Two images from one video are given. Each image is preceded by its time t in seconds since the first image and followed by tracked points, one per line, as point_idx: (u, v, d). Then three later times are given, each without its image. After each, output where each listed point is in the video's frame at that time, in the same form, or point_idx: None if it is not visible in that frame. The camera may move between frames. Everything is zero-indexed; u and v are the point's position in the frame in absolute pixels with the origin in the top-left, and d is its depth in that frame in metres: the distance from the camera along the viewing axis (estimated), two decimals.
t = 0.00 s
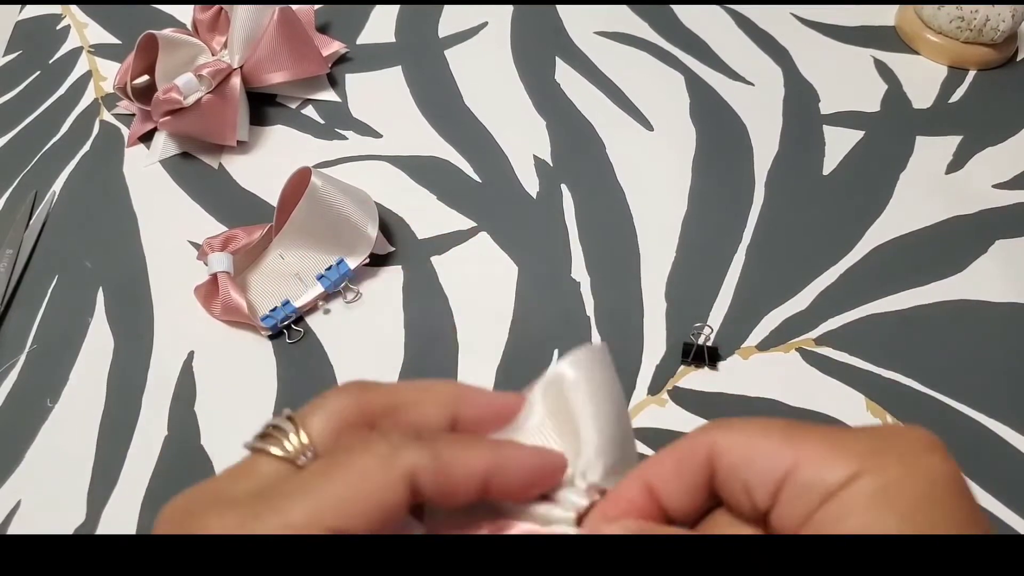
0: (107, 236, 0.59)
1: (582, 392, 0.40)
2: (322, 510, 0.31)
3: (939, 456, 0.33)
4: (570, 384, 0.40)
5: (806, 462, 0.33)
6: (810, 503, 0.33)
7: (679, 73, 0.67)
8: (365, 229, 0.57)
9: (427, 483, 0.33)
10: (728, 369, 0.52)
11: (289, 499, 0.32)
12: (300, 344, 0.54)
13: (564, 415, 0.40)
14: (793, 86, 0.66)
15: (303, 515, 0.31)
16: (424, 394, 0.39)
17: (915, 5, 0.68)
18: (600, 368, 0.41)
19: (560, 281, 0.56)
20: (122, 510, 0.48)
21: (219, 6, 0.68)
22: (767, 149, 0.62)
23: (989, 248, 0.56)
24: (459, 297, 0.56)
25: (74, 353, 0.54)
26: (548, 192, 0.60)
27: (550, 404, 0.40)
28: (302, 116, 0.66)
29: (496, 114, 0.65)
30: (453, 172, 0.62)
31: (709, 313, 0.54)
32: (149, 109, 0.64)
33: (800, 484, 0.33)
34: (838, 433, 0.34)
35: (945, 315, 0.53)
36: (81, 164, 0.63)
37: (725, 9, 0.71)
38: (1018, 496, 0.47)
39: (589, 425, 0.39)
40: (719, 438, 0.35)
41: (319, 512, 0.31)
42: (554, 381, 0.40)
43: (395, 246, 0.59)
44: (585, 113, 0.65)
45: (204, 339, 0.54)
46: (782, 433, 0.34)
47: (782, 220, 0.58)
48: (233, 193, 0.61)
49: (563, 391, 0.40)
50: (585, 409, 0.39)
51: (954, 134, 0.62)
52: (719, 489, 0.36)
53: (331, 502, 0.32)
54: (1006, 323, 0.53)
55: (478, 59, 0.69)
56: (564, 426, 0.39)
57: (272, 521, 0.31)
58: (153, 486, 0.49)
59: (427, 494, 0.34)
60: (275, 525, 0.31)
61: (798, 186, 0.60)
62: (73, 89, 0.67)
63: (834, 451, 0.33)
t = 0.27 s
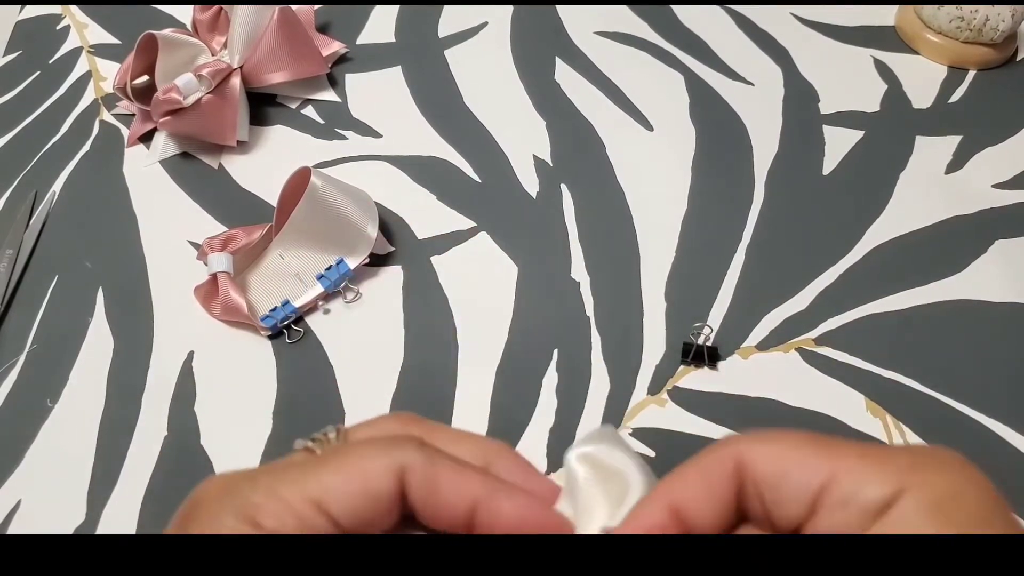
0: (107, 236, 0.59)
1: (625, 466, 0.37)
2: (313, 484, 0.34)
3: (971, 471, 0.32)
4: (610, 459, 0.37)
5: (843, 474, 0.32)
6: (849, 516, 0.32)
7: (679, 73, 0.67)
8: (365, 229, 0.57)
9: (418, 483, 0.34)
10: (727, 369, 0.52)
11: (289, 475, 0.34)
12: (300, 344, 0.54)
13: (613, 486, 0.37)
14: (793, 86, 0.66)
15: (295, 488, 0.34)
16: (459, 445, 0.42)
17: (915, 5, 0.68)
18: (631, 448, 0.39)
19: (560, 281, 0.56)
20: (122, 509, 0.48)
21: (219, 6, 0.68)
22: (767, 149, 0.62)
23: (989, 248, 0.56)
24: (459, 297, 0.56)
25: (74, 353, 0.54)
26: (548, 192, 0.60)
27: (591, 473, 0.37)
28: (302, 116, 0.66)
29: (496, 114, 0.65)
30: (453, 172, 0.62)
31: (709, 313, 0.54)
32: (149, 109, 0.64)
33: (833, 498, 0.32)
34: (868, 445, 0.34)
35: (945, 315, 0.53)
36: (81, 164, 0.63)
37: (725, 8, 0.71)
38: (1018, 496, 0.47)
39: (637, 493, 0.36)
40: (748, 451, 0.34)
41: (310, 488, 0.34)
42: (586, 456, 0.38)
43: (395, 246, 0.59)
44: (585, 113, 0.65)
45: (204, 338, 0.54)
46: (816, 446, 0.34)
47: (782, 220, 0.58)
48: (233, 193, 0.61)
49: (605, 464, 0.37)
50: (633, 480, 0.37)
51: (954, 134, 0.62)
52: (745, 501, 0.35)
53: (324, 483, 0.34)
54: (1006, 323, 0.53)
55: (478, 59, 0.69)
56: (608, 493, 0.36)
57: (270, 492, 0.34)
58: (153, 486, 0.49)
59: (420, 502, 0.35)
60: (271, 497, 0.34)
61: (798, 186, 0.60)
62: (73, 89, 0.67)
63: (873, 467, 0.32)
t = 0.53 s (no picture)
0: (108, 236, 0.59)
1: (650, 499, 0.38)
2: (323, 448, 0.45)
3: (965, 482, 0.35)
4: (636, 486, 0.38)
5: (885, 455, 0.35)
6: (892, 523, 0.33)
7: (679, 73, 0.67)
8: (365, 229, 0.57)
9: (402, 454, 0.45)
10: (728, 369, 0.52)
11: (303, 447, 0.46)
12: (300, 344, 0.54)
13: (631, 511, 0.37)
14: (793, 87, 0.66)
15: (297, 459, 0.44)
16: (442, 447, 0.46)
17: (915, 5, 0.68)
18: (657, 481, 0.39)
19: (560, 282, 0.56)
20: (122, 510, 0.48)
21: (219, 6, 0.68)
22: (766, 149, 0.62)
23: (989, 249, 0.56)
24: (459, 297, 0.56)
25: (74, 353, 0.54)
26: (548, 192, 0.60)
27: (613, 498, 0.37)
28: (302, 116, 0.66)
29: (496, 114, 0.65)
30: (453, 172, 0.62)
31: (709, 313, 0.54)
32: (149, 109, 0.64)
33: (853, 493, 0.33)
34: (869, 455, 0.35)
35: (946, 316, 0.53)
36: (81, 164, 0.63)
37: (725, 9, 0.71)
38: (1017, 496, 0.47)
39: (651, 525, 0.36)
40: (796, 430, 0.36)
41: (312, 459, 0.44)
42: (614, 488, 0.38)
43: (395, 246, 0.59)
44: (585, 113, 0.65)
45: (204, 339, 0.54)
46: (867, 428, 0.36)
47: (782, 220, 0.58)
48: (233, 194, 0.61)
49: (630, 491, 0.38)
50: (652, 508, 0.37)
51: (954, 134, 0.62)
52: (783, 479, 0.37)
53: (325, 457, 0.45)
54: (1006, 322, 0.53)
55: (478, 59, 0.69)
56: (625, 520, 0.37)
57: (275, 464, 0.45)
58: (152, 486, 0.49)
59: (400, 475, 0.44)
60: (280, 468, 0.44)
61: (798, 186, 0.60)
62: (73, 89, 0.67)
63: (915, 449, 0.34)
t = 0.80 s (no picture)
0: (108, 236, 0.59)
1: (646, 444, 0.35)
2: (315, 445, 0.35)
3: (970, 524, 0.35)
4: (633, 437, 0.35)
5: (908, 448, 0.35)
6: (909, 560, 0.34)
7: (679, 73, 0.67)
8: (365, 229, 0.57)
9: (406, 453, 0.35)
10: (728, 369, 0.52)
11: (293, 444, 0.36)
12: (300, 344, 0.54)
13: (626, 465, 0.35)
14: (793, 87, 0.66)
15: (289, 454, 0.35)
16: (450, 445, 0.35)
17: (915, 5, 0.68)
18: (663, 434, 0.36)
19: (560, 282, 0.56)
20: (123, 510, 0.48)
21: (219, 6, 0.68)
22: (766, 149, 0.62)
23: (989, 249, 0.56)
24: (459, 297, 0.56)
25: (74, 353, 0.54)
26: (548, 192, 0.60)
27: (608, 451, 0.35)
28: (302, 116, 0.66)
29: (496, 114, 0.65)
30: (453, 172, 0.62)
31: (709, 313, 0.54)
32: (149, 109, 0.64)
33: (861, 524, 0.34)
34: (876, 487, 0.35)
35: (946, 315, 0.53)
36: (81, 164, 0.63)
37: (725, 9, 0.71)
38: (1017, 495, 0.47)
39: (646, 481, 0.33)
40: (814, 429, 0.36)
41: (304, 456, 0.35)
42: (612, 432, 0.36)
43: (395, 246, 0.59)
44: (585, 113, 0.65)
45: (204, 339, 0.54)
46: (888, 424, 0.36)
47: (782, 220, 0.58)
48: (233, 194, 0.61)
49: (624, 440, 0.35)
50: (648, 462, 0.34)
51: (954, 134, 0.62)
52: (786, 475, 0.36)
53: (314, 456, 0.35)
54: (1005, 323, 0.53)
55: (478, 59, 0.69)
56: (619, 474, 0.34)
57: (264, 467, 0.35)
58: (153, 487, 0.49)
59: (408, 471, 0.35)
60: (272, 470, 0.35)
61: (798, 186, 0.60)
62: (73, 89, 0.67)
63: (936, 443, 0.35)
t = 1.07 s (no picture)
0: (107, 236, 0.59)
1: (644, 444, 0.35)
2: (309, 442, 0.35)
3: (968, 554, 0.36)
4: (632, 436, 0.35)
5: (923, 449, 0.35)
6: None
7: (679, 73, 0.67)
8: (365, 229, 0.57)
9: (399, 450, 0.35)
10: (727, 369, 0.52)
11: (288, 441, 0.36)
12: (300, 344, 0.54)
13: (624, 465, 0.34)
14: (793, 87, 0.66)
15: (283, 450, 0.35)
16: (444, 442, 0.35)
17: (915, 5, 0.68)
18: (665, 432, 0.35)
19: (560, 282, 0.56)
20: (123, 511, 0.48)
21: (219, 6, 0.68)
22: (766, 148, 0.62)
23: (989, 249, 0.56)
24: (459, 297, 0.56)
25: (74, 353, 0.54)
26: (548, 192, 0.60)
27: (606, 450, 0.35)
28: (302, 116, 0.66)
29: (496, 114, 0.65)
30: (453, 172, 0.62)
31: (709, 313, 0.54)
32: (149, 109, 0.64)
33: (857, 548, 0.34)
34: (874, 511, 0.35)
35: (946, 315, 0.53)
36: (81, 164, 0.63)
37: (725, 8, 0.71)
38: (1017, 495, 0.47)
39: (643, 483, 0.33)
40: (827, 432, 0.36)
41: (299, 452, 0.35)
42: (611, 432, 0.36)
43: (394, 246, 0.59)
44: (585, 113, 0.65)
45: (204, 339, 0.54)
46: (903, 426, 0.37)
47: (782, 220, 0.58)
48: (233, 194, 0.61)
49: (622, 440, 0.35)
50: (646, 462, 0.34)
51: (954, 134, 0.62)
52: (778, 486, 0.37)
53: (308, 453, 0.35)
54: (1006, 323, 0.53)
55: (478, 59, 0.69)
56: (617, 474, 0.34)
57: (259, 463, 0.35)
58: (153, 487, 0.49)
59: (401, 468, 0.35)
60: (267, 465, 0.35)
61: (798, 186, 0.60)
62: (73, 89, 0.67)
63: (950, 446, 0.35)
